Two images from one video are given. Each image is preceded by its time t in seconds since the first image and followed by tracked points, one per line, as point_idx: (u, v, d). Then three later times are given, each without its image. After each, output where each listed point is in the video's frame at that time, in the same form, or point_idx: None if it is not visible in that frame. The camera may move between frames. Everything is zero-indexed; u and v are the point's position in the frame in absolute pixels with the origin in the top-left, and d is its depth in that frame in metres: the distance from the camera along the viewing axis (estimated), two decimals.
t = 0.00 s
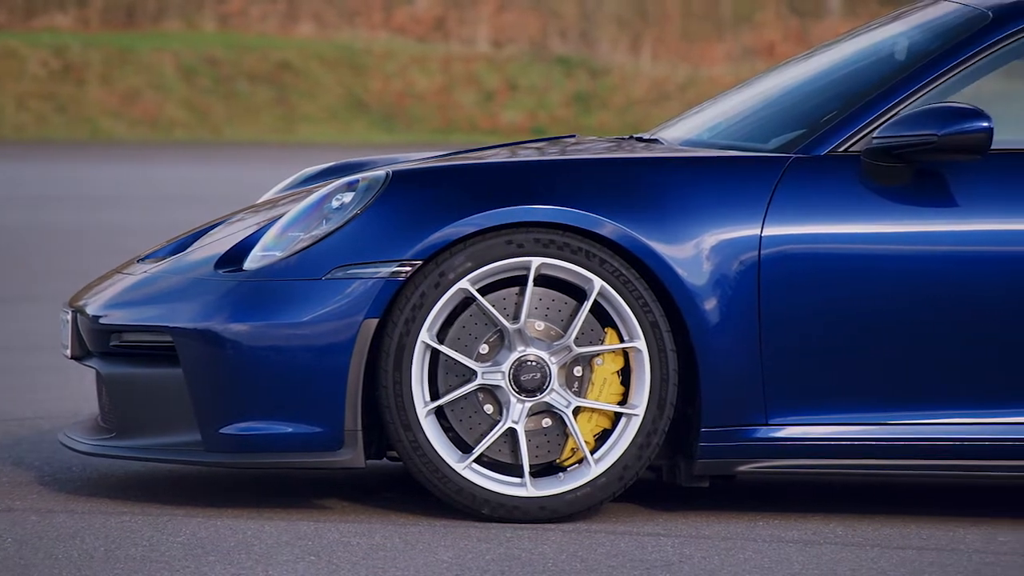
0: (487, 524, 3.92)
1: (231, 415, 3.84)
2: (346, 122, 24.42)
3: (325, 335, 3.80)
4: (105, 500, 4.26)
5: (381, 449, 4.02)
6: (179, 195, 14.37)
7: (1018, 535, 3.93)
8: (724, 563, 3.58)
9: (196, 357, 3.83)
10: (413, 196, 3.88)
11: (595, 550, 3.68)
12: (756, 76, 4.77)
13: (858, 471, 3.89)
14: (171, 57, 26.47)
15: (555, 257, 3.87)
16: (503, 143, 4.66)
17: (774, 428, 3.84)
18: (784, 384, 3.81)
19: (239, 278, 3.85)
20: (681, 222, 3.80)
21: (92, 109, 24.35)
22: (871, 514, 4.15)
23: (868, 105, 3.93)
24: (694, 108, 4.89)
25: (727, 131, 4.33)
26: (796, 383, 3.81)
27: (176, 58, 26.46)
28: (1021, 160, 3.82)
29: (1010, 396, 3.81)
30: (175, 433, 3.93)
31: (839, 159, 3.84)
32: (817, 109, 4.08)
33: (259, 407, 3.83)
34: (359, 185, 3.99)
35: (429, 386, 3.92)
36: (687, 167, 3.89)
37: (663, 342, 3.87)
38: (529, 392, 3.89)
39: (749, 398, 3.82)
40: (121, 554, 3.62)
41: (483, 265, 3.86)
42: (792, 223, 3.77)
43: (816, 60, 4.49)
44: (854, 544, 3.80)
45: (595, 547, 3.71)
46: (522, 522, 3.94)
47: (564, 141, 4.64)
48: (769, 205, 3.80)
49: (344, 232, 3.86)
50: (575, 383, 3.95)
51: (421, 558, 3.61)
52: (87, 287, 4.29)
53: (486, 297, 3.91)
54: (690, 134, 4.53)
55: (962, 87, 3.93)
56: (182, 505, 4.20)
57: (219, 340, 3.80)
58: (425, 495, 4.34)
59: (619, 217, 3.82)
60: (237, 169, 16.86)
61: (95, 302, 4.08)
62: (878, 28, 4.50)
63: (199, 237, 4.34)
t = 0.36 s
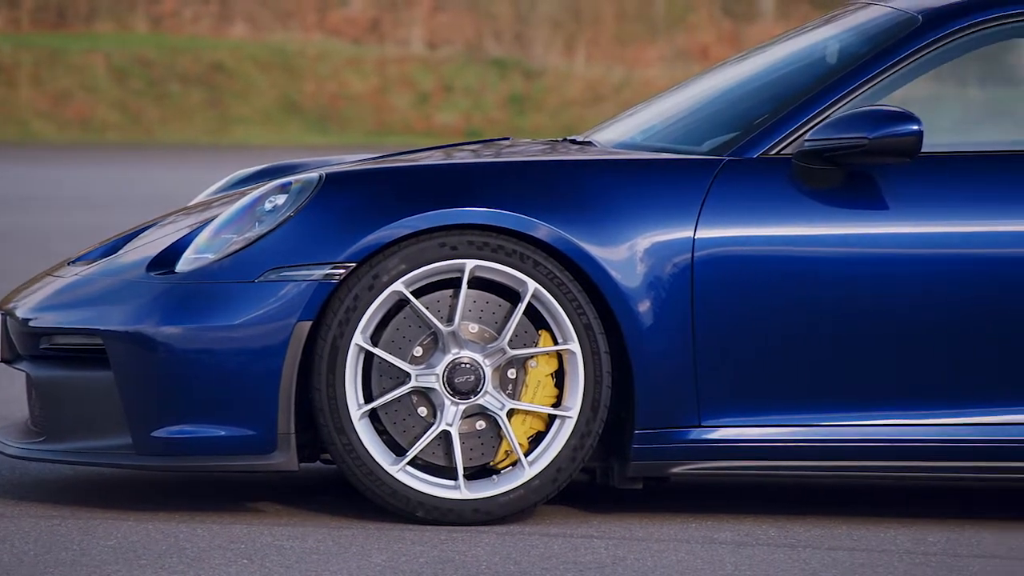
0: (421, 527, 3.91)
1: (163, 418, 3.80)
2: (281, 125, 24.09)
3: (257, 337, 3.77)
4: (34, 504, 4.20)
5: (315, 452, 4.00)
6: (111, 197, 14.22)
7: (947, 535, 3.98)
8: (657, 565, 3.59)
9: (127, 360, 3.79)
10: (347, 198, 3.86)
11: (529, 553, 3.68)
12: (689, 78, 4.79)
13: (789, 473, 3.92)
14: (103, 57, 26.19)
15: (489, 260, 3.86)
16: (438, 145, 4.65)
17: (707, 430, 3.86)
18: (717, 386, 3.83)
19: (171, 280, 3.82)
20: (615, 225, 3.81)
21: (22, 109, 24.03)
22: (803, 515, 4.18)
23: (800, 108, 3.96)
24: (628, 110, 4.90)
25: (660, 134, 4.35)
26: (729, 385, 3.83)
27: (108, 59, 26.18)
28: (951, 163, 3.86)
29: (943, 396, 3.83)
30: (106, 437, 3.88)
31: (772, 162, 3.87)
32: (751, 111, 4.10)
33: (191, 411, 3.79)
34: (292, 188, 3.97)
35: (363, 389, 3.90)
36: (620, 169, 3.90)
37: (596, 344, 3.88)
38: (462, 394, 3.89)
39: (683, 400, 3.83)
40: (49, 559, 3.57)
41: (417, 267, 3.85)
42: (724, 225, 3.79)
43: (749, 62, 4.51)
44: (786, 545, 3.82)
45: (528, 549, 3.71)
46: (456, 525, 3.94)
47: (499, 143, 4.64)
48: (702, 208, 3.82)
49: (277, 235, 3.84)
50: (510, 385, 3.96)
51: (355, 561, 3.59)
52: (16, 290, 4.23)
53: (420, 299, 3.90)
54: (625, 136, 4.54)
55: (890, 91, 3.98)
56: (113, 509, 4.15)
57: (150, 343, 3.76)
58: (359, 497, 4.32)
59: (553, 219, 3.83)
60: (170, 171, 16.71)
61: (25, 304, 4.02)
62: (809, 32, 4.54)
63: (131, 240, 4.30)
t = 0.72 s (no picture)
0: (360, 535, 3.90)
1: (97, 427, 3.76)
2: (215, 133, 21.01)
3: (194, 346, 3.74)
4: None
5: (252, 460, 3.97)
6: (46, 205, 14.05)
7: (882, 541, 4.01)
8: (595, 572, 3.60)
9: (61, 369, 3.74)
10: (284, 206, 3.85)
11: (467, 561, 3.67)
12: (626, 86, 4.81)
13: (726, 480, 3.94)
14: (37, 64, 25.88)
15: (427, 267, 3.85)
16: (375, 153, 4.64)
17: (644, 437, 3.88)
18: (654, 393, 3.84)
19: (106, 288, 3.78)
20: (553, 232, 3.82)
21: None
22: (739, 522, 4.21)
23: (736, 116, 3.98)
24: (565, 118, 4.91)
25: (597, 142, 4.36)
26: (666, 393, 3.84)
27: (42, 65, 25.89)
28: (885, 170, 3.90)
29: (879, 403, 3.86)
30: (40, 446, 3.83)
31: (708, 170, 3.89)
32: (687, 119, 4.12)
33: (126, 419, 3.76)
34: (228, 196, 3.94)
35: (300, 397, 3.88)
36: (558, 177, 3.91)
37: (534, 352, 3.88)
38: (400, 402, 3.88)
39: (620, 408, 3.85)
40: None
41: (354, 275, 3.83)
42: (662, 233, 3.81)
43: (686, 71, 4.53)
44: (722, 552, 3.84)
45: (466, 557, 3.70)
46: (393, 534, 3.93)
47: (436, 151, 4.63)
48: (640, 216, 3.83)
49: (213, 243, 3.81)
50: (447, 393, 3.95)
51: (291, 570, 3.57)
52: None
53: (357, 307, 3.88)
54: (564, 143, 4.54)
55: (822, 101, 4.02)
56: (46, 519, 4.10)
57: (85, 351, 3.72)
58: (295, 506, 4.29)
59: (491, 227, 3.83)
60: (106, 179, 16.54)
61: None
62: (744, 40, 4.57)
63: (65, 247, 4.25)
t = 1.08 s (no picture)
0: (297, 549, 3.89)
1: (31, 441, 3.73)
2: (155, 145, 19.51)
3: (129, 359, 3.71)
4: None
5: (188, 473, 3.94)
6: None
7: (817, 553, 4.04)
8: None
9: None
10: (221, 218, 3.83)
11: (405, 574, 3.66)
12: (565, 98, 4.83)
13: (664, 492, 3.96)
14: None
15: (364, 280, 3.84)
16: (313, 165, 4.62)
17: (582, 449, 3.89)
18: (592, 404, 3.86)
19: (40, 301, 3.74)
20: (491, 245, 3.83)
21: None
22: (676, 534, 4.22)
23: (674, 128, 4.00)
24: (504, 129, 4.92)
25: (535, 154, 4.38)
26: (604, 405, 3.86)
27: None
28: (823, 183, 3.92)
29: (817, 416, 3.88)
30: None
31: (645, 183, 3.91)
32: (625, 132, 4.13)
33: (60, 433, 3.72)
34: (164, 208, 3.91)
35: (237, 410, 3.86)
36: (496, 189, 3.92)
37: (472, 364, 3.88)
38: (338, 415, 3.88)
39: (559, 420, 3.86)
40: None
41: (291, 287, 3.82)
42: (599, 245, 3.82)
43: (624, 84, 4.55)
44: (660, 564, 3.86)
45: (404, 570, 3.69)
46: (330, 547, 3.91)
47: (374, 163, 4.63)
48: (578, 228, 3.85)
49: (149, 255, 3.78)
50: (385, 406, 3.94)
51: None
52: None
53: (295, 320, 3.87)
54: (502, 156, 4.55)
55: (761, 112, 4.03)
56: None
57: (19, 365, 3.68)
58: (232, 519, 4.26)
59: (429, 239, 3.83)
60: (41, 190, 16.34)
61: None
62: (682, 53, 4.59)
63: None
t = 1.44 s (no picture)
0: (235, 564, 3.87)
1: None
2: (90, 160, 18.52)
3: (66, 373, 3.69)
4: None
5: (124, 489, 3.91)
6: None
7: (754, 565, 4.08)
8: None
9: None
10: (159, 232, 3.81)
11: None
12: (505, 112, 4.84)
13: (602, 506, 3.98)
14: None
15: (303, 293, 3.83)
16: (253, 178, 4.61)
17: (522, 463, 3.91)
18: (531, 417, 3.87)
19: None
20: (430, 259, 3.84)
21: None
22: (615, 548, 4.24)
23: (613, 142, 4.02)
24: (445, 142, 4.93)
25: (475, 167, 4.39)
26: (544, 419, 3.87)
27: None
28: (761, 198, 3.94)
29: (755, 428, 3.90)
30: None
31: (584, 197, 3.93)
32: (564, 146, 4.15)
33: None
34: (102, 221, 3.88)
35: (174, 424, 3.85)
36: (436, 204, 3.92)
37: (412, 378, 3.88)
38: (277, 429, 3.87)
39: (498, 434, 3.87)
40: None
41: (229, 301, 3.80)
42: (538, 259, 3.84)
43: (564, 98, 4.57)
44: None
45: None
46: (269, 562, 3.90)
47: (314, 176, 4.62)
48: (518, 242, 3.86)
49: (86, 269, 3.76)
50: (324, 420, 3.93)
51: None
52: None
53: (233, 334, 3.85)
54: (443, 169, 4.55)
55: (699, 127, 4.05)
56: None
57: None
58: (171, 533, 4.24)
59: (368, 253, 3.83)
60: None
61: None
62: (621, 67, 4.62)
63: None
